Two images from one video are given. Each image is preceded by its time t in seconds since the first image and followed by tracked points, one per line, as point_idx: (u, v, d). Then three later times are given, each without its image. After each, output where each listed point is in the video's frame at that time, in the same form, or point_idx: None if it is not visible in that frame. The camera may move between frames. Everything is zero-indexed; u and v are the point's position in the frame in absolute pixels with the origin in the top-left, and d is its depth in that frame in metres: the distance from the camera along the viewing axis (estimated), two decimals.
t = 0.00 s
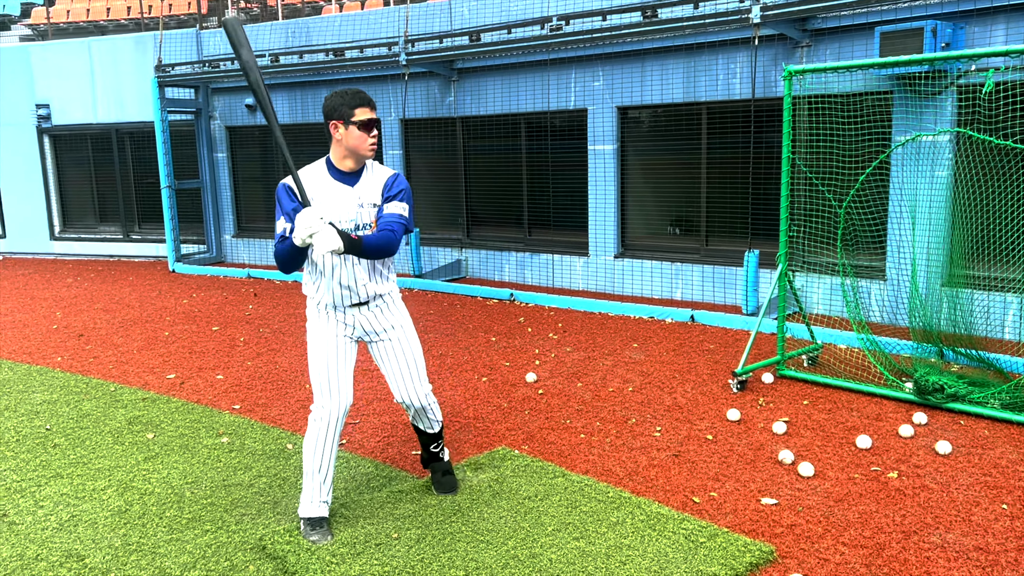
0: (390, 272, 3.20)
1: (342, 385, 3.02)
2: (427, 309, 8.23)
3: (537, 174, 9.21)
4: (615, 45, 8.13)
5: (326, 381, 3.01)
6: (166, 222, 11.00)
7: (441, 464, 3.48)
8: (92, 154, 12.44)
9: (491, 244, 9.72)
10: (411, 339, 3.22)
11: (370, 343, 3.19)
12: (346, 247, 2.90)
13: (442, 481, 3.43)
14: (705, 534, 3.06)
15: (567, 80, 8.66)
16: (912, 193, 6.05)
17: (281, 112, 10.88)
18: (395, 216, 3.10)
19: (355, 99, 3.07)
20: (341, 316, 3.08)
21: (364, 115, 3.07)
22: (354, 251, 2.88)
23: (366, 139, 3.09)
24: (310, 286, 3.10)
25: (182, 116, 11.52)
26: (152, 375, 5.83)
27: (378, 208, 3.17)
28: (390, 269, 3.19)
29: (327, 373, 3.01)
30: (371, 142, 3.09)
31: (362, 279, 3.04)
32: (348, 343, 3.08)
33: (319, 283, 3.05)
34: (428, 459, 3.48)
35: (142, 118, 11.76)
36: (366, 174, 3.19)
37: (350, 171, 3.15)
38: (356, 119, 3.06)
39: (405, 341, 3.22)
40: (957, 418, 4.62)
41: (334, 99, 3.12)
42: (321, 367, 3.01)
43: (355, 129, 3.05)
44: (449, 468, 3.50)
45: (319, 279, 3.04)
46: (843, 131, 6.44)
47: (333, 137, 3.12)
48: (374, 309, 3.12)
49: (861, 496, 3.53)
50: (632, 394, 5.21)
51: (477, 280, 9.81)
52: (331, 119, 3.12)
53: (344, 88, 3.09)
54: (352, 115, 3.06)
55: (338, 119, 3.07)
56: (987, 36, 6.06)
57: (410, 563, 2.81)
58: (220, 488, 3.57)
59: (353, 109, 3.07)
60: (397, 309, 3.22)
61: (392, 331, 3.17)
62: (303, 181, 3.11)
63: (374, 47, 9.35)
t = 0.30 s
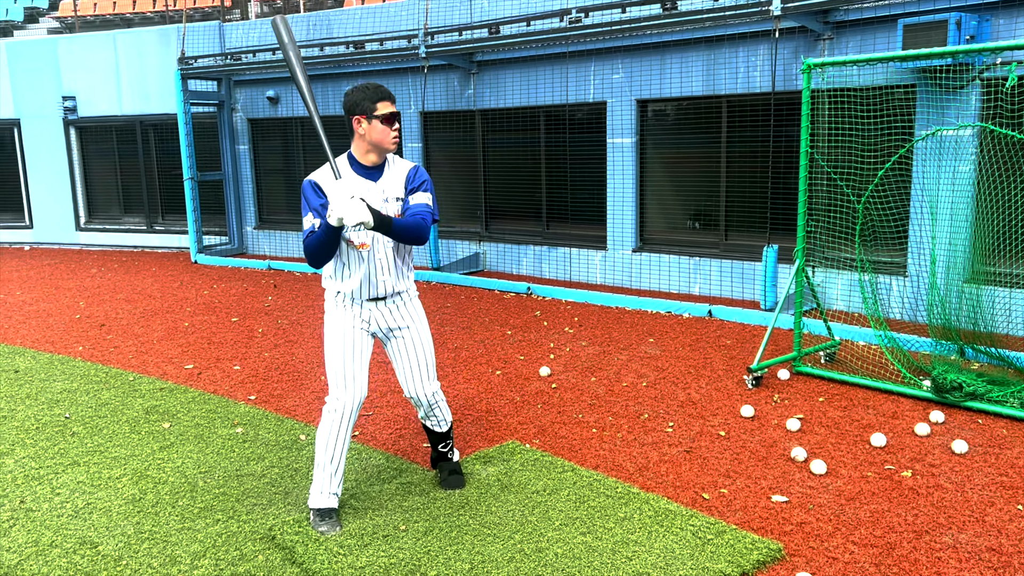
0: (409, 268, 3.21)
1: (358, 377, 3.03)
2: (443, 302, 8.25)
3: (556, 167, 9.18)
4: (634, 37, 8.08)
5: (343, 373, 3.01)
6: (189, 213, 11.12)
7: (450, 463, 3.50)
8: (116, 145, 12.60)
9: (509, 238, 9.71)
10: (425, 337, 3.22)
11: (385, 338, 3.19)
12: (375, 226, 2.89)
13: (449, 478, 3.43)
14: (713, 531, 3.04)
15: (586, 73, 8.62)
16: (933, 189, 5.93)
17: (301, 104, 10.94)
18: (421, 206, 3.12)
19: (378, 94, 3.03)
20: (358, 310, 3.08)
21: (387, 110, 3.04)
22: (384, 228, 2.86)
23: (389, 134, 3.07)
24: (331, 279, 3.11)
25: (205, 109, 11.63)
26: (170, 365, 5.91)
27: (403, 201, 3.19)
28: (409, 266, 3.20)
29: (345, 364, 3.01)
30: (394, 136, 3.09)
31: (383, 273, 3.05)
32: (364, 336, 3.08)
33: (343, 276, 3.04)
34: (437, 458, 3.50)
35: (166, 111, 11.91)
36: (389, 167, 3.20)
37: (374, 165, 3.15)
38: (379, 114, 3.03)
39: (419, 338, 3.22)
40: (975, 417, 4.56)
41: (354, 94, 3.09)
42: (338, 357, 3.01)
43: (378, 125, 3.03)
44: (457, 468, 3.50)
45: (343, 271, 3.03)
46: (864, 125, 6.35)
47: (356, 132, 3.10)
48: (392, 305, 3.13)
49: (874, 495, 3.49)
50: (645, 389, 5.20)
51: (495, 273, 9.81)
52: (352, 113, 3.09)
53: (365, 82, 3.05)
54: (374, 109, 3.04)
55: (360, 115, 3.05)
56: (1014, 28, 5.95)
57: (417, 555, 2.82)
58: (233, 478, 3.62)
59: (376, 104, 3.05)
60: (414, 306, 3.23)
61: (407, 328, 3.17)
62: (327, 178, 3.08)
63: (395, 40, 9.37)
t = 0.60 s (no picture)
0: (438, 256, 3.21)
1: (383, 364, 3.02)
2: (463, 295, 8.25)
3: (578, 159, 9.13)
4: (657, 28, 8.01)
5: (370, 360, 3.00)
6: (213, 205, 11.21)
7: (464, 457, 3.48)
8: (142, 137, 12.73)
9: (530, 231, 9.68)
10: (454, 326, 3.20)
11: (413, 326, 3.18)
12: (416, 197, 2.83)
13: (463, 472, 3.43)
14: (728, 529, 3.00)
15: (609, 65, 8.55)
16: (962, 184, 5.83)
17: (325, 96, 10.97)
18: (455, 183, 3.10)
19: (405, 81, 3.00)
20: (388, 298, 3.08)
21: (414, 97, 3.03)
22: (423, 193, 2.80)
23: (416, 122, 3.06)
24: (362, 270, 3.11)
25: (230, 100, 11.71)
26: (191, 355, 5.96)
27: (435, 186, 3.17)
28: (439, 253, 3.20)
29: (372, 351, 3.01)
30: (421, 125, 3.07)
31: (414, 260, 3.05)
32: (394, 324, 3.07)
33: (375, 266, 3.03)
34: (452, 451, 3.48)
35: (191, 102, 12.01)
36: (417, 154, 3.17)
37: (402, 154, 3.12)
38: (406, 102, 3.02)
39: (447, 327, 3.21)
40: (1001, 416, 4.46)
41: (379, 84, 3.06)
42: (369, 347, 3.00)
43: (406, 113, 3.01)
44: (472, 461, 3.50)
45: (378, 261, 3.03)
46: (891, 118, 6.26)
47: (382, 122, 3.07)
48: (423, 293, 3.12)
49: (894, 494, 3.43)
50: (664, 384, 5.16)
51: (516, 266, 9.80)
52: (377, 104, 3.06)
53: (390, 71, 3.02)
54: (400, 98, 3.01)
55: (386, 104, 3.03)
56: None
57: (428, 548, 2.81)
58: (248, 468, 3.63)
59: (402, 93, 3.02)
60: (443, 295, 3.22)
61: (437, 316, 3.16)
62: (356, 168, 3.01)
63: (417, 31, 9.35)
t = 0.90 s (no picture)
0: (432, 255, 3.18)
1: (382, 363, 3.00)
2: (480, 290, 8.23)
3: (598, 155, 9.06)
4: (678, 22, 7.92)
5: (368, 359, 2.98)
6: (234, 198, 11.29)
7: (471, 455, 3.46)
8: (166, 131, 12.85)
9: (549, 227, 9.63)
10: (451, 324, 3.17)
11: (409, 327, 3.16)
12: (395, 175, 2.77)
13: (470, 470, 3.41)
14: (737, 532, 2.95)
15: (630, 60, 8.46)
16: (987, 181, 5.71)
17: (346, 91, 10.99)
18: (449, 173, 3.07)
19: (402, 78, 2.96)
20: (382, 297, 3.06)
21: (410, 94, 2.99)
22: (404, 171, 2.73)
23: (411, 120, 3.03)
24: (356, 269, 3.10)
25: (251, 94, 11.77)
26: (207, 348, 6.00)
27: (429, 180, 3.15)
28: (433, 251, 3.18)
29: (370, 349, 2.99)
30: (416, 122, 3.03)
31: (405, 259, 3.03)
32: (389, 324, 3.05)
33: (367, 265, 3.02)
34: (459, 449, 3.47)
35: (214, 96, 12.10)
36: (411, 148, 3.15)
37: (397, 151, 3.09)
38: (402, 100, 2.98)
39: (444, 327, 3.19)
40: None
41: (375, 79, 3.00)
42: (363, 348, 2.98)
43: (402, 110, 2.98)
44: (479, 460, 3.48)
45: (369, 260, 3.02)
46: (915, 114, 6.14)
47: (378, 118, 3.03)
48: (416, 292, 3.10)
49: (910, 500, 3.36)
50: (679, 383, 5.10)
51: (535, 262, 9.77)
52: (373, 99, 3.02)
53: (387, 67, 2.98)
54: (396, 95, 2.97)
55: (382, 100, 2.99)
56: None
57: (432, 547, 2.79)
58: (257, 462, 3.63)
59: (398, 89, 2.98)
60: (437, 294, 3.19)
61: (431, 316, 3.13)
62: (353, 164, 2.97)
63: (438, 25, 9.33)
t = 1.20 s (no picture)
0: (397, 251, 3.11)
1: (354, 362, 2.98)
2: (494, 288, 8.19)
3: (615, 152, 8.98)
4: (697, 18, 7.81)
5: (338, 358, 2.97)
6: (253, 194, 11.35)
7: (463, 453, 3.38)
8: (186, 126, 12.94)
9: (564, 224, 9.57)
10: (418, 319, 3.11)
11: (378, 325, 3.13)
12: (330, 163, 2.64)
13: (468, 472, 3.35)
14: (739, 540, 2.89)
15: (648, 55, 8.37)
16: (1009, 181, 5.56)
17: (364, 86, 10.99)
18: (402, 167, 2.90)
19: (369, 73, 2.93)
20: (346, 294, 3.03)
21: (375, 91, 2.95)
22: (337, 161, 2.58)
23: (376, 117, 2.99)
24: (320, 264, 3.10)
25: (270, 90, 11.81)
26: (218, 344, 6.02)
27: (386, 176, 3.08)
28: (398, 245, 3.11)
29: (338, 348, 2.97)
30: (381, 120, 3.00)
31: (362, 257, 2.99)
32: (358, 324, 3.03)
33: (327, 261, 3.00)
34: (446, 449, 3.37)
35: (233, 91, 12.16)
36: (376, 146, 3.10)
37: (360, 149, 3.07)
38: (367, 96, 2.95)
39: (413, 321, 3.13)
40: None
41: (343, 71, 2.97)
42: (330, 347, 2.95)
43: (366, 106, 2.95)
44: (472, 456, 3.40)
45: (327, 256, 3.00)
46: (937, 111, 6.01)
47: (342, 112, 3.01)
48: (380, 288, 3.06)
49: (921, 508, 3.28)
50: (689, 385, 5.03)
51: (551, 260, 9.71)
52: (339, 93, 2.99)
53: (355, 61, 2.95)
54: (361, 90, 2.94)
55: (347, 95, 2.96)
56: None
57: (428, 550, 2.76)
58: (258, 460, 3.62)
59: (364, 84, 2.95)
60: (405, 288, 3.14)
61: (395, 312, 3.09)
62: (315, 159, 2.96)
63: (454, 21, 9.29)
